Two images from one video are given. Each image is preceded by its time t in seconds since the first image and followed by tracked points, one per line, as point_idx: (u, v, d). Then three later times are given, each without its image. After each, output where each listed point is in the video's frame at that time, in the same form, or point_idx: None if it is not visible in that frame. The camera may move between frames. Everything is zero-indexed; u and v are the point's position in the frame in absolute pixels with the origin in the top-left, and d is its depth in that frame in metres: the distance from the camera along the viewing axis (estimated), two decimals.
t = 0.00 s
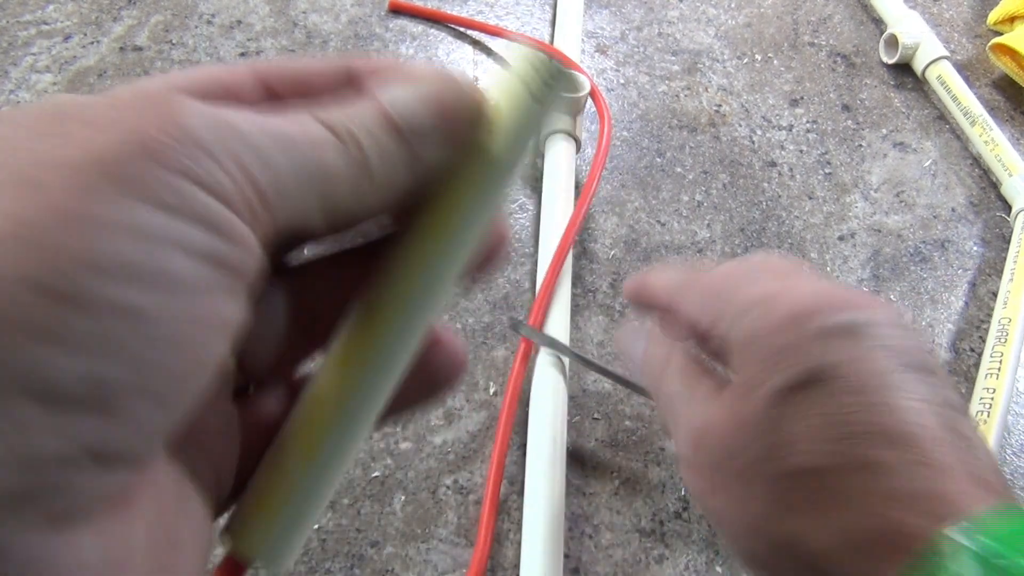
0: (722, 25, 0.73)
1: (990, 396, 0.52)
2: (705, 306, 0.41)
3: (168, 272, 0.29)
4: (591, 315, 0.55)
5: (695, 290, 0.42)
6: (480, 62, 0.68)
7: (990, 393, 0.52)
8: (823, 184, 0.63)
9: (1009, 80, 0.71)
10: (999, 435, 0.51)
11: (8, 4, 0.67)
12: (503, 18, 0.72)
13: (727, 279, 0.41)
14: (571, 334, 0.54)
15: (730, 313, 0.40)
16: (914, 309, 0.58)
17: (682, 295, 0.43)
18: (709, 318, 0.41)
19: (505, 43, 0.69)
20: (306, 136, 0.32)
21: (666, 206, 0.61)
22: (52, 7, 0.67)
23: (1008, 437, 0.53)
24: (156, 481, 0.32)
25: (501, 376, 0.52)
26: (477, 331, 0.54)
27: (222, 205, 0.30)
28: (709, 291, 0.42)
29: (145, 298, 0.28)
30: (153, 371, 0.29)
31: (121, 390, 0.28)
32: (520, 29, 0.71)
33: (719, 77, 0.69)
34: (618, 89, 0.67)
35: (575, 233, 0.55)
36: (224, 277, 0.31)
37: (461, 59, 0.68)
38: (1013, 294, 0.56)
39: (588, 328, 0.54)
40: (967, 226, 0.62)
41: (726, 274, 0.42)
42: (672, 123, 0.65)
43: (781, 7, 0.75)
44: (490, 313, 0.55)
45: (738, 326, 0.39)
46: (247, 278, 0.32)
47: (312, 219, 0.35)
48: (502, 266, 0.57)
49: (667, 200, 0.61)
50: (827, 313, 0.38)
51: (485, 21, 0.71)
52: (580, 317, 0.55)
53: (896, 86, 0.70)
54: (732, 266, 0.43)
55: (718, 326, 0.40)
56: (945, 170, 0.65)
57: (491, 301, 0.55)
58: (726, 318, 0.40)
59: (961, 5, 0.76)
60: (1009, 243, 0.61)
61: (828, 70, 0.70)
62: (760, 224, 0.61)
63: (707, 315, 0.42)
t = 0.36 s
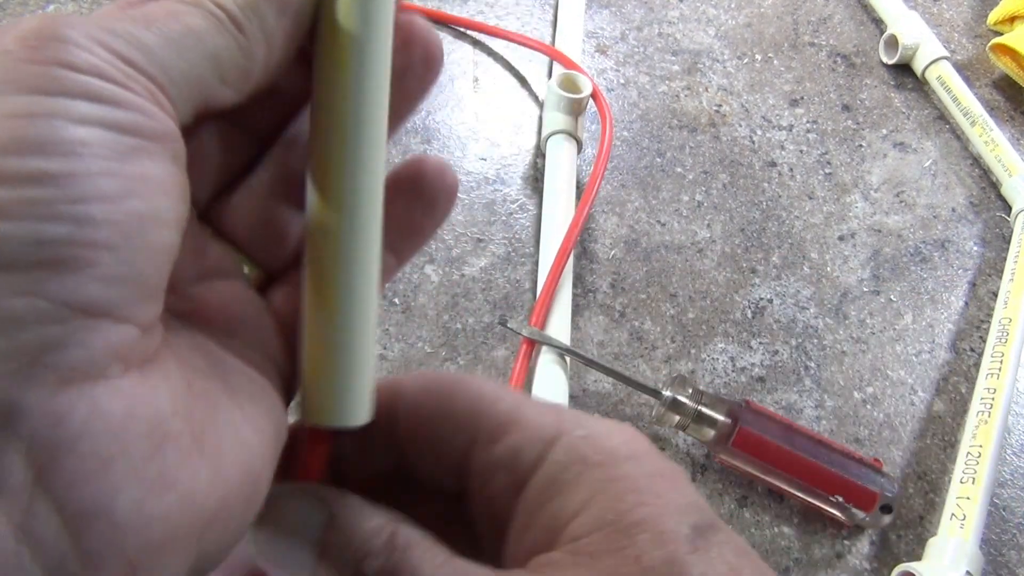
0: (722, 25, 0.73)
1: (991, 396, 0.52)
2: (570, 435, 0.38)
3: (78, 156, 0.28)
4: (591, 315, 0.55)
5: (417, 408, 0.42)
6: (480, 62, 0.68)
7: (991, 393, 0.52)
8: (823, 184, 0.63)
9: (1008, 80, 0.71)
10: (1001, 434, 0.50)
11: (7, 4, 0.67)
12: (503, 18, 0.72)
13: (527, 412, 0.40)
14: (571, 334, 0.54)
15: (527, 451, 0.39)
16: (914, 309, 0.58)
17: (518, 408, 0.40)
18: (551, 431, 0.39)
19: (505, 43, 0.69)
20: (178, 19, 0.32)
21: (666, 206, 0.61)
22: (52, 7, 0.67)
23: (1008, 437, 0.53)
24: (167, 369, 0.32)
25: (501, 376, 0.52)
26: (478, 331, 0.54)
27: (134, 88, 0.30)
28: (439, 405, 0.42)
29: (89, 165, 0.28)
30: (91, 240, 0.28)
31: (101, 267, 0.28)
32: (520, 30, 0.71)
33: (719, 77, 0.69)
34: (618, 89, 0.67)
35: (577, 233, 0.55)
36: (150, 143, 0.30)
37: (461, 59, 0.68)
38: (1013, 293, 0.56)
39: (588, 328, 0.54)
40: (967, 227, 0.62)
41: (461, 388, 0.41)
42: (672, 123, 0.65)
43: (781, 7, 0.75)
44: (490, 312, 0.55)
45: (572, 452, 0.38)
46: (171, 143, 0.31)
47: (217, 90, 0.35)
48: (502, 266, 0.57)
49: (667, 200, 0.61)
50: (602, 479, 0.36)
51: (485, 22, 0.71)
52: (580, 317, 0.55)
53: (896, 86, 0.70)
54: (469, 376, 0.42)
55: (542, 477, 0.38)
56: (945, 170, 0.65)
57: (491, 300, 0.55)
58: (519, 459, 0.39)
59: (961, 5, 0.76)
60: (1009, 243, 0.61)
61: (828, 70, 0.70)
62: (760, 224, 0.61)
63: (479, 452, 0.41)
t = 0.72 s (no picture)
0: (722, 25, 0.73)
1: (991, 396, 0.52)
2: (651, 388, 0.35)
3: (51, 214, 0.28)
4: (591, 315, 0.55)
5: (513, 309, 0.39)
6: (480, 62, 0.68)
7: (991, 392, 0.52)
8: (823, 184, 0.63)
9: (1008, 80, 0.71)
10: (1001, 433, 0.50)
11: (7, 3, 0.66)
12: (503, 18, 0.72)
13: (614, 355, 0.37)
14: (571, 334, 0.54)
15: (603, 387, 0.36)
16: (914, 309, 0.58)
17: (612, 348, 0.37)
18: (633, 378, 0.36)
19: (505, 43, 0.69)
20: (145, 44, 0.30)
21: (666, 206, 0.61)
22: (52, 6, 0.67)
23: (1008, 437, 0.53)
24: (151, 421, 0.34)
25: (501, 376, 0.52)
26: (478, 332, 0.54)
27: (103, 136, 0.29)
28: (533, 321, 0.38)
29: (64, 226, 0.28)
30: (72, 302, 0.29)
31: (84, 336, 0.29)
32: (520, 29, 0.71)
33: (719, 77, 0.69)
34: (618, 89, 0.67)
35: (577, 233, 0.55)
36: (120, 188, 0.30)
37: (461, 59, 0.68)
38: (1013, 294, 0.56)
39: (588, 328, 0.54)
40: (967, 226, 0.62)
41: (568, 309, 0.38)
42: (672, 123, 0.65)
43: (781, 6, 0.75)
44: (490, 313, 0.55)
45: (655, 402, 0.34)
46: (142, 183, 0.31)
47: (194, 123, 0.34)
48: (501, 266, 0.57)
49: (667, 200, 0.61)
50: (670, 432, 0.33)
51: (485, 21, 0.71)
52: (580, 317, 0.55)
53: (897, 86, 0.70)
54: (565, 297, 0.39)
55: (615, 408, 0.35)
56: (945, 170, 0.65)
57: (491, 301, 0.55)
58: (598, 386, 0.36)
59: (961, 5, 0.76)
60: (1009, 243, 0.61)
61: (828, 70, 0.70)
62: (760, 224, 0.61)
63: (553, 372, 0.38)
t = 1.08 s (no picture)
0: (722, 25, 0.73)
1: (991, 396, 0.52)
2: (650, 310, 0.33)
3: (180, 286, 0.28)
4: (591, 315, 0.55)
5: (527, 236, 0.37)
6: (480, 62, 0.68)
7: (992, 392, 0.52)
8: (823, 184, 0.63)
9: (1008, 80, 0.71)
10: (1003, 432, 0.51)
11: (7, 4, 0.67)
12: (503, 18, 0.72)
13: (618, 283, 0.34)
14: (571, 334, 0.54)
15: (604, 303, 0.34)
16: (914, 309, 0.58)
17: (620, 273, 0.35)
18: (632, 300, 0.34)
19: (505, 43, 0.69)
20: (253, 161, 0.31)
21: (666, 206, 0.61)
22: (52, 6, 0.67)
23: (1009, 437, 0.53)
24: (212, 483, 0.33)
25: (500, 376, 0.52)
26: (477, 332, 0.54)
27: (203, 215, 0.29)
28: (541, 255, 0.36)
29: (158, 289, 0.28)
30: (186, 385, 0.29)
31: (171, 407, 0.28)
32: (520, 29, 0.71)
33: (719, 77, 0.69)
34: (618, 89, 0.67)
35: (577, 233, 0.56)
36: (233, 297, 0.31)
37: (461, 59, 0.68)
38: (1013, 294, 0.56)
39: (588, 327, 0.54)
40: (967, 226, 0.62)
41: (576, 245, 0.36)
42: (672, 123, 0.65)
43: (781, 6, 0.75)
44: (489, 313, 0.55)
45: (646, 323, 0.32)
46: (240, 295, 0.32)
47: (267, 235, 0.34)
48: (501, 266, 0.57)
49: (667, 200, 0.61)
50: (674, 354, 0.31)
51: (485, 21, 0.71)
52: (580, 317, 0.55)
53: (896, 86, 0.70)
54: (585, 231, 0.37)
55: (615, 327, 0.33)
56: (945, 170, 0.65)
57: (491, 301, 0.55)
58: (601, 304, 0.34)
59: (961, 5, 0.76)
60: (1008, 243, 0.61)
61: (828, 70, 0.70)
62: (760, 224, 0.61)
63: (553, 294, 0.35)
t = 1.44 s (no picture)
0: (722, 24, 0.73)
1: (991, 396, 0.52)
2: (622, 366, 0.32)
3: (181, 329, 0.29)
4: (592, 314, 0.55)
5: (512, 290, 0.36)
6: (480, 62, 0.68)
7: (991, 393, 0.52)
8: (823, 183, 0.63)
9: (1009, 80, 0.71)
10: (1000, 434, 0.50)
11: (7, 3, 0.66)
12: (503, 18, 0.72)
13: (589, 335, 0.34)
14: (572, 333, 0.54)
15: (576, 361, 0.33)
16: (914, 309, 0.58)
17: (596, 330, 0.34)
18: (602, 354, 0.33)
19: (505, 43, 0.69)
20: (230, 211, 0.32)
21: (666, 205, 0.61)
22: (52, 6, 0.67)
23: (1009, 436, 0.53)
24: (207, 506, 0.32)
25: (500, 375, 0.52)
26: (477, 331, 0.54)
27: (201, 264, 0.30)
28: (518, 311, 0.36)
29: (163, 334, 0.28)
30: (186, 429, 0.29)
31: (175, 452, 0.28)
32: (520, 29, 0.71)
33: (719, 77, 0.69)
34: (618, 89, 0.67)
35: (577, 233, 0.55)
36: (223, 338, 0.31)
37: (461, 59, 0.68)
38: (1013, 294, 0.56)
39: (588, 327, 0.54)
40: (967, 226, 0.62)
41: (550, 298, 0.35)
42: (672, 123, 0.65)
43: (782, 6, 0.75)
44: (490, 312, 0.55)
45: (614, 379, 0.32)
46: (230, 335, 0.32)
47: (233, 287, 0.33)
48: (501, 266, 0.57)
49: (667, 200, 0.61)
50: (636, 414, 0.30)
51: (485, 21, 0.71)
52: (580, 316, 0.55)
53: (897, 85, 0.70)
54: (569, 274, 0.36)
55: (583, 385, 0.32)
56: (946, 170, 0.65)
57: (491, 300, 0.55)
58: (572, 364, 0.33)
59: (962, 5, 0.76)
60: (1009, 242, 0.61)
61: (828, 70, 0.70)
62: (760, 223, 0.61)
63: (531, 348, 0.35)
